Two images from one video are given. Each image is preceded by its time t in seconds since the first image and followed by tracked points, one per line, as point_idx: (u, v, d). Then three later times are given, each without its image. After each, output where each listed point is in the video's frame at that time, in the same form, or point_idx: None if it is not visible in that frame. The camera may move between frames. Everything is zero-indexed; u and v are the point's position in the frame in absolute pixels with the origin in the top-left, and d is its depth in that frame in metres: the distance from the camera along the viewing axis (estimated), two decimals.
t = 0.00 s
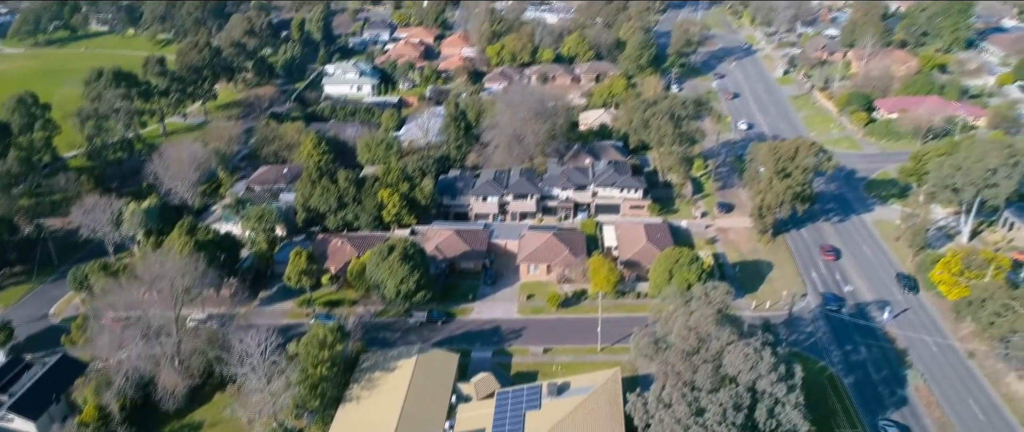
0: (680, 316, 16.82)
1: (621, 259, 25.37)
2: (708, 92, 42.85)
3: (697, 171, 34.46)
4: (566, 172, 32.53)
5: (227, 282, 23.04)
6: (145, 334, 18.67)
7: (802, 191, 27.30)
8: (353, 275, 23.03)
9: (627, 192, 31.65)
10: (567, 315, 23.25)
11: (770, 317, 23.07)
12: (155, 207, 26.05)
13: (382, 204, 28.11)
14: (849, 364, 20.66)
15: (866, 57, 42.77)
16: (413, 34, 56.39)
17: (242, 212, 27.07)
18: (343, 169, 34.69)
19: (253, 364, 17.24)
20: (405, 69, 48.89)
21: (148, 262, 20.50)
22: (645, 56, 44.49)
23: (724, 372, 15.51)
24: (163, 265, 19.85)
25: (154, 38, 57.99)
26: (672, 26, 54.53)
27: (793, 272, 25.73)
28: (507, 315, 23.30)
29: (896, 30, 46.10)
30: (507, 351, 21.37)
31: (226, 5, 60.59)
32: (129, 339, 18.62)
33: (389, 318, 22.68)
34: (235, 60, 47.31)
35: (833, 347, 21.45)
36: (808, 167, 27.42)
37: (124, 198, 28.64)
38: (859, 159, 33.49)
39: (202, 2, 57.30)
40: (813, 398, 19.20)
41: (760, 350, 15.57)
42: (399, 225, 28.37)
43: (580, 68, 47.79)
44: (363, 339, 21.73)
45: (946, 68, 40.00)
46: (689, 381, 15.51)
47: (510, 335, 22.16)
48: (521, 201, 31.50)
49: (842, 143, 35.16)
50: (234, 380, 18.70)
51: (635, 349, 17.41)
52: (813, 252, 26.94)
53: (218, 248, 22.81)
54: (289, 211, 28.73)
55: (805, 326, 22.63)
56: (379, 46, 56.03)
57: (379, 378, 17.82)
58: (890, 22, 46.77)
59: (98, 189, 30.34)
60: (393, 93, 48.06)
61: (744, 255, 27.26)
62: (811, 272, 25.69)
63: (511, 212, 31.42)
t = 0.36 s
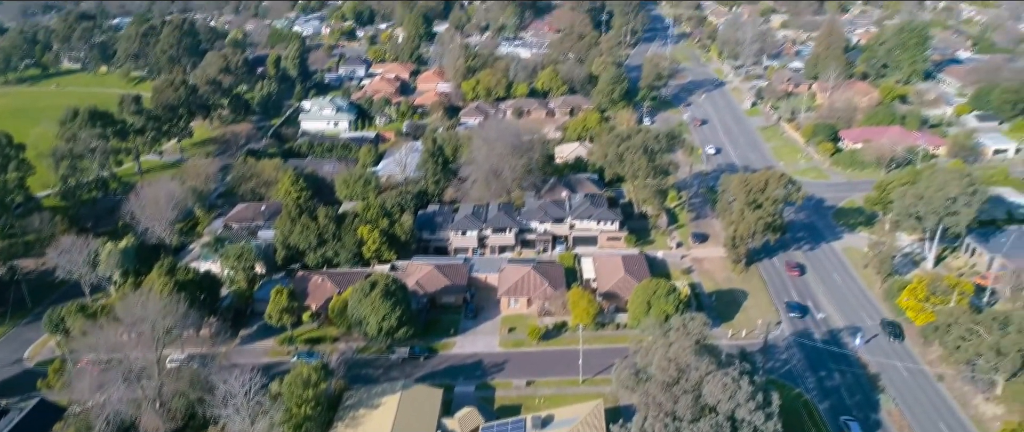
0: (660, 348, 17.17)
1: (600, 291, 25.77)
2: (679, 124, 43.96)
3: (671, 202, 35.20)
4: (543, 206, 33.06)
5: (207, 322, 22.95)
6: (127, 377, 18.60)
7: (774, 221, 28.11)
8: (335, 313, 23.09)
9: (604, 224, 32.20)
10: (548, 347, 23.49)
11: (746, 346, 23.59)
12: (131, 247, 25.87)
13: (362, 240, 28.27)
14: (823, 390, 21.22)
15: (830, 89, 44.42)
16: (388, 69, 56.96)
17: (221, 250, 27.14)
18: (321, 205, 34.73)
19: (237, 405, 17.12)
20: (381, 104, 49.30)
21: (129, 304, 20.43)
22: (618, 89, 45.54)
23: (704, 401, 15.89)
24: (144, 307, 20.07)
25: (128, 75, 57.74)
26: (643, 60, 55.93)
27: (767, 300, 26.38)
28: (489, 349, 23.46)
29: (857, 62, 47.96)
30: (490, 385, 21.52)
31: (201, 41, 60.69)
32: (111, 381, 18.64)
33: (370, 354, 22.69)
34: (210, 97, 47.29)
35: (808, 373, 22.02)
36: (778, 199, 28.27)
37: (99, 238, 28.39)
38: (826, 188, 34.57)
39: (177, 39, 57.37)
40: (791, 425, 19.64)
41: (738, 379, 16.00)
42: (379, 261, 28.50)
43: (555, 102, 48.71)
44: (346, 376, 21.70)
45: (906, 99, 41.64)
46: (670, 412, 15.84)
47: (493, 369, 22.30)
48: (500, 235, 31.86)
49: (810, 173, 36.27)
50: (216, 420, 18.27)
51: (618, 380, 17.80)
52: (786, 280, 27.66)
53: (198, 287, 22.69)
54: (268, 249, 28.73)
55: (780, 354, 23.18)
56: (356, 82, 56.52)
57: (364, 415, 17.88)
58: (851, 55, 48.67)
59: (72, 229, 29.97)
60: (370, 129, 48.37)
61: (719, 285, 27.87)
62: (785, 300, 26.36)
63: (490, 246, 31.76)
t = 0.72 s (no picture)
0: (642, 379, 17.48)
1: (581, 323, 26.07)
2: (654, 156, 44.89)
3: (648, 233, 35.81)
4: (523, 238, 33.47)
5: (188, 362, 22.73)
6: (108, 419, 18.17)
7: (749, 251, 28.79)
8: (318, 350, 23.07)
9: (583, 256, 32.63)
10: (531, 380, 23.67)
11: (726, 376, 24.00)
12: (110, 286, 25.41)
13: (344, 275, 28.30)
14: (802, 417, 21.69)
15: (799, 120, 45.82)
16: (366, 103, 57.32)
17: (202, 288, 26.98)
18: (301, 241, 34.68)
19: None
20: (360, 139, 49.55)
21: (111, 345, 20.30)
22: (594, 122, 46.41)
23: None
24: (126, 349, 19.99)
25: (103, 111, 57.28)
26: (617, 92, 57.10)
27: (744, 329, 26.92)
28: (473, 383, 23.58)
29: (824, 94, 49.57)
30: (474, 419, 21.61)
31: (178, 77, 60.62)
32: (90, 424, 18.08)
33: (354, 390, 22.64)
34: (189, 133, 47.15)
35: (787, 401, 22.49)
36: (753, 229, 29.01)
37: (77, 278, 28.06)
38: (799, 218, 35.51)
39: (154, 75, 57.26)
40: None
41: (719, 409, 16.42)
42: (361, 296, 28.52)
43: (532, 135, 49.48)
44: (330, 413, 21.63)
45: (872, 129, 42.99)
46: None
47: (477, 403, 22.42)
48: (481, 268, 32.10)
49: (782, 203, 37.23)
50: None
51: (602, 412, 17.53)
52: (762, 310, 28.26)
53: (180, 327, 22.52)
54: (249, 286, 28.63)
55: (759, 382, 23.65)
56: (334, 116, 56.80)
57: None
58: (818, 86, 50.33)
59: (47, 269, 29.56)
60: (349, 163, 48.50)
61: (697, 315, 28.36)
62: (762, 328, 26.91)
63: (472, 279, 31.95)
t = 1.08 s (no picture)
0: (626, 413, 17.75)
1: (564, 356, 26.31)
2: (631, 188, 45.69)
3: (628, 264, 36.28)
4: (504, 272, 33.75)
5: (169, 403, 22.50)
6: None
7: (726, 283, 29.40)
8: (302, 388, 22.99)
9: (564, 289, 32.95)
10: (515, 415, 23.79)
11: (706, 407, 24.35)
12: (87, 327, 25.55)
13: (326, 312, 28.26)
14: None
15: (770, 152, 47.10)
16: (345, 138, 57.49)
17: (182, 327, 26.96)
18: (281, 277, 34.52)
19: None
20: (339, 173, 49.64)
21: (91, 387, 20.12)
22: (571, 155, 47.15)
23: None
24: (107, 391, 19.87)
25: (77, 148, 56.55)
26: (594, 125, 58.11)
27: (724, 359, 27.38)
28: (457, 418, 23.62)
29: (794, 126, 51.06)
30: None
31: (154, 113, 60.22)
32: None
33: (338, 429, 22.53)
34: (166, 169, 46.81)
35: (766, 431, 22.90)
36: (729, 261, 29.67)
37: (52, 319, 27.58)
38: (773, 248, 36.34)
39: (130, 111, 56.96)
40: None
41: None
42: (343, 332, 28.45)
43: (511, 169, 50.06)
44: None
45: (840, 160, 44.32)
46: None
47: None
48: (463, 302, 32.22)
49: (757, 233, 38.10)
50: None
51: None
52: (740, 340, 28.75)
53: (161, 367, 22.32)
54: (230, 324, 28.43)
55: (739, 412, 24.06)
56: (312, 151, 56.87)
57: None
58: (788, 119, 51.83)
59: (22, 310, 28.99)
60: (328, 198, 48.46)
61: (677, 346, 28.77)
62: (741, 358, 27.40)
63: (454, 314, 32.04)
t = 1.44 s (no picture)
0: None
1: (547, 389, 26.50)
2: (609, 220, 46.26)
3: (608, 296, 36.58)
4: (486, 306, 33.86)
5: None
6: None
7: (704, 314, 29.91)
8: (284, 426, 22.83)
9: (545, 321, 33.12)
10: None
11: None
12: (63, 367, 25.25)
13: (308, 349, 28.14)
14: None
15: (744, 184, 48.15)
16: (324, 172, 57.44)
17: (161, 366, 26.85)
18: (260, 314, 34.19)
19: None
20: (319, 208, 49.47)
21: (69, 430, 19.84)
22: (550, 188, 47.70)
23: None
24: None
25: (51, 184, 55.54)
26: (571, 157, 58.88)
27: (704, 390, 27.78)
28: None
29: (767, 157, 52.30)
30: None
31: (130, 147, 59.60)
32: None
33: None
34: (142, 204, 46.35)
35: None
36: (707, 293, 30.21)
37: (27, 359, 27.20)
38: (748, 278, 36.93)
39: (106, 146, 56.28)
40: None
41: None
42: (325, 369, 28.29)
43: (489, 201, 50.40)
44: None
45: (812, 190, 45.47)
46: None
47: None
48: (445, 337, 32.21)
49: (733, 264, 38.77)
50: None
51: None
52: (719, 370, 29.21)
53: (140, 409, 22.05)
54: (209, 362, 28.11)
55: None
56: (290, 185, 56.63)
57: None
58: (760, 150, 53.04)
59: None
60: (307, 233, 47.98)
61: (658, 377, 29.08)
62: (720, 388, 27.82)
63: (436, 348, 32.05)
